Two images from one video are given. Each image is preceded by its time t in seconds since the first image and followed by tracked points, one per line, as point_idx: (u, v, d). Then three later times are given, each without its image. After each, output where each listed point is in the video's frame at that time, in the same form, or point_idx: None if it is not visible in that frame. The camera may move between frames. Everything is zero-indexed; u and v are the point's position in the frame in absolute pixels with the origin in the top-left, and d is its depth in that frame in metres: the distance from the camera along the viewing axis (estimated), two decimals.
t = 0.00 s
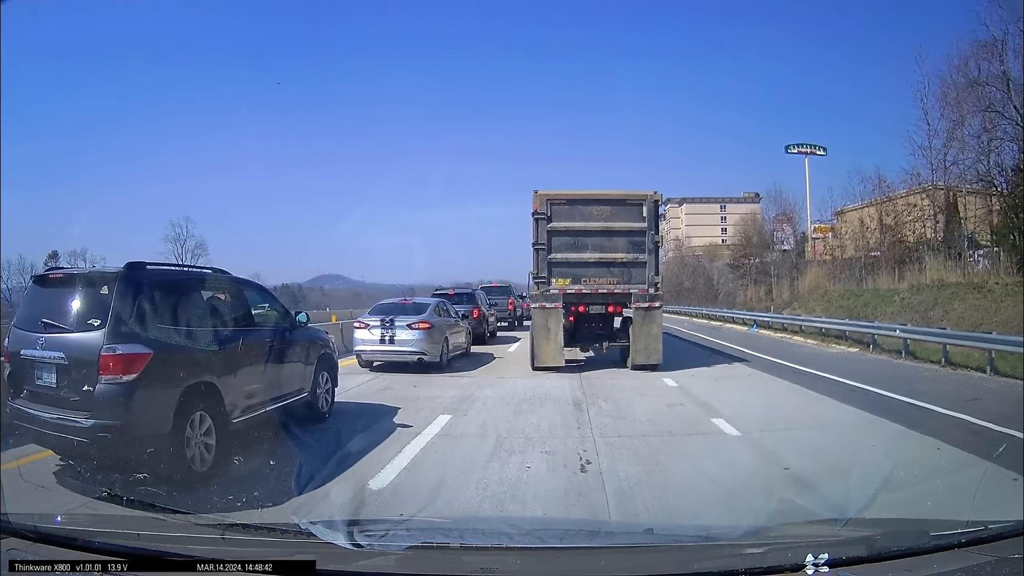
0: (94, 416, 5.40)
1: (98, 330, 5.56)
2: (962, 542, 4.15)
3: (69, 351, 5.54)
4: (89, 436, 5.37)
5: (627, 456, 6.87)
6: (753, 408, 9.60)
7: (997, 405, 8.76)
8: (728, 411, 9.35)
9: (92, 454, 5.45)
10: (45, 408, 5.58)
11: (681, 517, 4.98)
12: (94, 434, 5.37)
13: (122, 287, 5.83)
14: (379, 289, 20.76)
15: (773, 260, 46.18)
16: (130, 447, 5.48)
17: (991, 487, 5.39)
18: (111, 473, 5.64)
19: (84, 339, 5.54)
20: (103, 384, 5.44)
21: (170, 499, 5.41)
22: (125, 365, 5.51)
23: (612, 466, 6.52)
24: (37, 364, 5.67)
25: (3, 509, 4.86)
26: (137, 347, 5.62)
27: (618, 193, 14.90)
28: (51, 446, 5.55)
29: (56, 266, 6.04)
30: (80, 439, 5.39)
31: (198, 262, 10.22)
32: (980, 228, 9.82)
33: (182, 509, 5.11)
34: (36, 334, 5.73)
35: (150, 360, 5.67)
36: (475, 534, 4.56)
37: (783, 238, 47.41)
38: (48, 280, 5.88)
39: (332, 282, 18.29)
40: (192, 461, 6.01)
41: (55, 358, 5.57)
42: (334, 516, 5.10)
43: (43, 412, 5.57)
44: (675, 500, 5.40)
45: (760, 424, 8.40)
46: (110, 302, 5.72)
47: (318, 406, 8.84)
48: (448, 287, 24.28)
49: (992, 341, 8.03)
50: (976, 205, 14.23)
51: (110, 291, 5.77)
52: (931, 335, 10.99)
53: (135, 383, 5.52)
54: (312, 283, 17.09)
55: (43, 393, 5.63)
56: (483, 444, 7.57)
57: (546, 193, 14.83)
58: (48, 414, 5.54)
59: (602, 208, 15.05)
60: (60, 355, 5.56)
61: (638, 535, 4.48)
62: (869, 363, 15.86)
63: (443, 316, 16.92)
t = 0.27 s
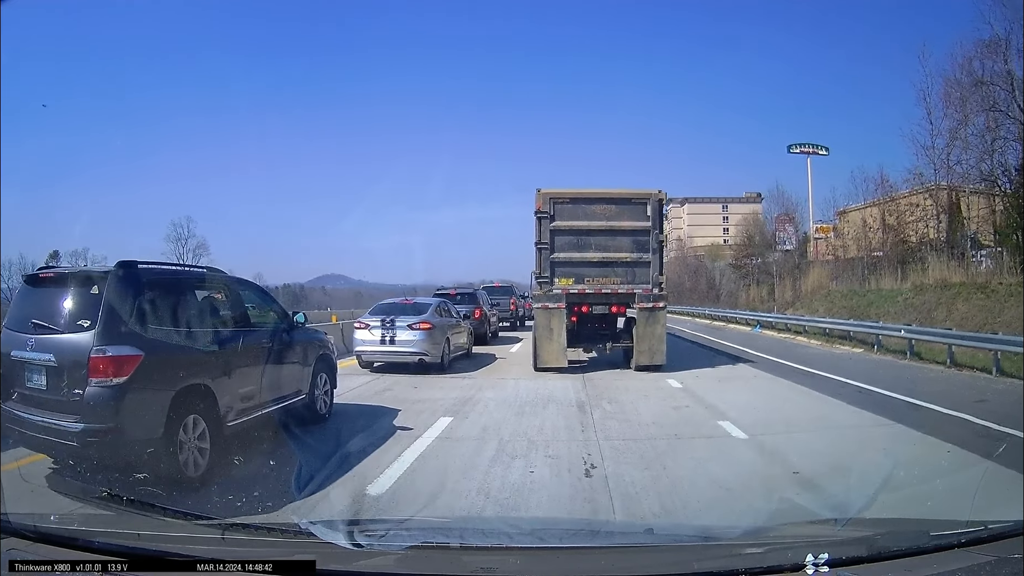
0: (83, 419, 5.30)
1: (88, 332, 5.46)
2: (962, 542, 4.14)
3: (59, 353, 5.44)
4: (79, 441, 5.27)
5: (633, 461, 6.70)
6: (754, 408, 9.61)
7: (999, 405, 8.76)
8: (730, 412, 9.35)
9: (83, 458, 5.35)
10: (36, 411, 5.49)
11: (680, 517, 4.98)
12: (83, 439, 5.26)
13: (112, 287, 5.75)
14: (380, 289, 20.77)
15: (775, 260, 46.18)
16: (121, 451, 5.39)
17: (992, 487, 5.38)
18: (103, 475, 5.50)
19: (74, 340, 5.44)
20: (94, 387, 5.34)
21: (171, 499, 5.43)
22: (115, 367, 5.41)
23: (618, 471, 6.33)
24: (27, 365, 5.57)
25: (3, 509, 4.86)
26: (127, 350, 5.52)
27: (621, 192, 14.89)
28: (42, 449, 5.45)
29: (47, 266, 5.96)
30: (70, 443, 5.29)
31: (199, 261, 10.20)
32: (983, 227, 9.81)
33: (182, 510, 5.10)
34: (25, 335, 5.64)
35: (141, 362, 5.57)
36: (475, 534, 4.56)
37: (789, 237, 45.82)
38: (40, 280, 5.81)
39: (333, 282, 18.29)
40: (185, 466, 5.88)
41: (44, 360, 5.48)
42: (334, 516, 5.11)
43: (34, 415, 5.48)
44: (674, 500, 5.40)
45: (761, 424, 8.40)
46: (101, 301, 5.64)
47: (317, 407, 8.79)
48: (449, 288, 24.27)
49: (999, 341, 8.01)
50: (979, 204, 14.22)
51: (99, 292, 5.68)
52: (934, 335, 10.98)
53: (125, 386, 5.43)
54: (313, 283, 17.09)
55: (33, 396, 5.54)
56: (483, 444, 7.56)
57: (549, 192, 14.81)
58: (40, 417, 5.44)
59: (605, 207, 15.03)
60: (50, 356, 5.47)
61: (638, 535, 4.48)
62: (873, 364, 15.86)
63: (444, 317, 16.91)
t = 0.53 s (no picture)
0: (77, 421, 5.27)
1: (82, 332, 5.42)
2: (962, 542, 4.14)
3: (53, 354, 5.41)
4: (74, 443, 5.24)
5: (636, 463, 6.60)
6: (756, 407, 9.60)
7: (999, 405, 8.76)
8: (732, 412, 9.34)
9: (77, 461, 5.32)
10: (30, 413, 5.46)
11: (679, 517, 4.98)
12: (78, 441, 5.24)
13: (106, 287, 5.70)
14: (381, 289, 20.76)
15: (776, 260, 46.19)
16: (115, 453, 5.36)
17: (991, 487, 5.38)
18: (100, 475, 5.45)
19: (68, 341, 5.40)
20: (88, 388, 5.31)
21: (171, 499, 5.44)
22: (110, 369, 5.38)
23: (621, 473, 6.23)
24: (21, 367, 5.53)
25: (2, 509, 4.87)
26: (121, 350, 5.48)
27: (623, 191, 14.88)
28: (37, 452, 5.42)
29: (41, 265, 5.90)
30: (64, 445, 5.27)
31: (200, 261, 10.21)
32: (984, 227, 9.81)
33: (183, 510, 5.11)
34: (19, 335, 5.59)
35: (135, 363, 5.54)
36: (475, 534, 4.56)
37: (788, 236, 46.58)
38: (35, 279, 5.75)
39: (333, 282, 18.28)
40: (182, 469, 5.83)
41: (39, 361, 5.45)
42: (334, 516, 5.11)
43: (29, 417, 5.45)
44: (672, 500, 5.41)
45: (763, 424, 8.40)
46: (96, 301, 5.60)
47: (316, 408, 8.79)
48: (450, 287, 24.26)
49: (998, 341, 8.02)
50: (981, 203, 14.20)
51: (93, 292, 5.64)
52: (935, 335, 10.97)
53: (120, 387, 5.40)
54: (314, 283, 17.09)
55: (26, 398, 5.51)
56: (484, 445, 7.55)
57: (551, 191, 14.80)
58: (34, 419, 5.41)
59: (608, 206, 15.02)
60: (44, 358, 5.43)
61: (638, 535, 4.48)
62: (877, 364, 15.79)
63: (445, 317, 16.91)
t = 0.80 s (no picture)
0: (72, 423, 5.23)
1: (77, 332, 5.37)
2: (962, 542, 4.14)
3: (48, 355, 5.36)
4: (69, 445, 5.20)
5: (638, 465, 6.54)
6: (757, 408, 9.60)
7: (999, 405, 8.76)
8: (733, 412, 9.34)
9: (73, 463, 5.29)
10: (25, 415, 5.42)
11: (679, 517, 4.99)
12: (73, 443, 5.20)
13: (102, 286, 5.66)
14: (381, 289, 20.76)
15: (777, 260, 46.21)
16: (111, 455, 5.32)
17: (992, 487, 5.38)
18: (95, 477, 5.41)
19: (63, 342, 5.35)
20: (83, 390, 5.26)
21: (171, 500, 5.45)
22: (105, 370, 5.33)
23: (625, 476, 6.15)
24: (16, 368, 5.48)
25: (2, 510, 4.87)
26: (116, 351, 5.44)
27: (625, 190, 14.88)
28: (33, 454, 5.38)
29: (36, 265, 5.84)
30: (59, 447, 5.24)
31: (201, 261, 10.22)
32: (985, 227, 9.81)
33: (184, 510, 5.11)
34: (14, 335, 5.54)
35: (131, 364, 5.50)
36: (475, 534, 4.56)
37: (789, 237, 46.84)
38: (31, 279, 5.71)
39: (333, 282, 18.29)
40: (179, 471, 5.79)
41: (34, 363, 5.40)
42: (334, 516, 5.11)
43: (24, 418, 5.41)
44: (671, 500, 5.41)
45: (764, 424, 8.40)
46: (91, 300, 5.55)
47: (316, 408, 8.78)
48: (450, 287, 24.25)
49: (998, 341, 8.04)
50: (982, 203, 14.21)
51: (89, 291, 5.59)
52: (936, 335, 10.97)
53: (116, 388, 5.36)
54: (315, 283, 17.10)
55: (21, 400, 5.47)
56: (485, 446, 7.55)
57: (552, 190, 14.81)
58: (29, 421, 5.37)
59: (609, 206, 15.02)
60: (39, 359, 5.38)
61: (638, 535, 4.48)
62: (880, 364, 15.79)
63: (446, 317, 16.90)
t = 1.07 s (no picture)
0: (68, 425, 5.20)
1: (73, 333, 5.35)
2: (962, 542, 4.14)
3: (43, 356, 5.34)
4: (64, 448, 5.18)
5: (639, 466, 6.53)
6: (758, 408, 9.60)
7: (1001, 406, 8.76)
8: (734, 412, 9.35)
9: (68, 465, 5.26)
10: (22, 416, 5.40)
11: (679, 517, 4.98)
12: (69, 445, 5.18)
13: (98, 287, 5.64)
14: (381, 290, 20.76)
15: (778, 260, 46.21)
16: (107, 456, 5.30)
17: (992, 487, 5.38)
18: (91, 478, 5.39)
19: (58, 343, 5.33)
20: (79, 391, 5.24)
21: (172, 500, 5.46)
22: (101, 371, 5.31)
23: (627, 478, 6.12)
24: (11, 369, 5.47)
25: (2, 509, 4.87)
26: (112, 352, 5.42)
27: (626, 190, 14.88)
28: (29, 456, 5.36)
29: (32, 265, 5.82)
30: (55, 449, 5.21)
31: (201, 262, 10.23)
32: (986, 227, 9.81)
33: (183, 510, 5.11)
34: (10, 335, 5.53)
35: (127, 364, 5.47)
36: (476, 534, 4.56)
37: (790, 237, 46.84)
38: (28, 278, 5.69)
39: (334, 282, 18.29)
40: (175, 473, 5.76)
41: (30, 364, 5.38)
42: (334, 516, 5.11)
43: (21, 420, 5.39)
44: (671, 500, 5.40)
45: (765, 425, 8.39)
46: (88, 300, 5.53)
47: (315, 408, 8.78)
48: (451, 287, 24.24)
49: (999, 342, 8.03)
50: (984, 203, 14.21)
51: (85, 291, 5.57)
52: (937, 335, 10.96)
53: (112, 389, 5.34)
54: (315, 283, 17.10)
55: (17, 401, 5.44)
56: (485, 447, 7.54)
57: (553, 190, 14.81)
58: (25, 423, 5.35)
59: (610, 205, 15.01)
60: (34, 360, 5.37)
61: (638, 535, 4.47)
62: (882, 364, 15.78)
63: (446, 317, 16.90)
